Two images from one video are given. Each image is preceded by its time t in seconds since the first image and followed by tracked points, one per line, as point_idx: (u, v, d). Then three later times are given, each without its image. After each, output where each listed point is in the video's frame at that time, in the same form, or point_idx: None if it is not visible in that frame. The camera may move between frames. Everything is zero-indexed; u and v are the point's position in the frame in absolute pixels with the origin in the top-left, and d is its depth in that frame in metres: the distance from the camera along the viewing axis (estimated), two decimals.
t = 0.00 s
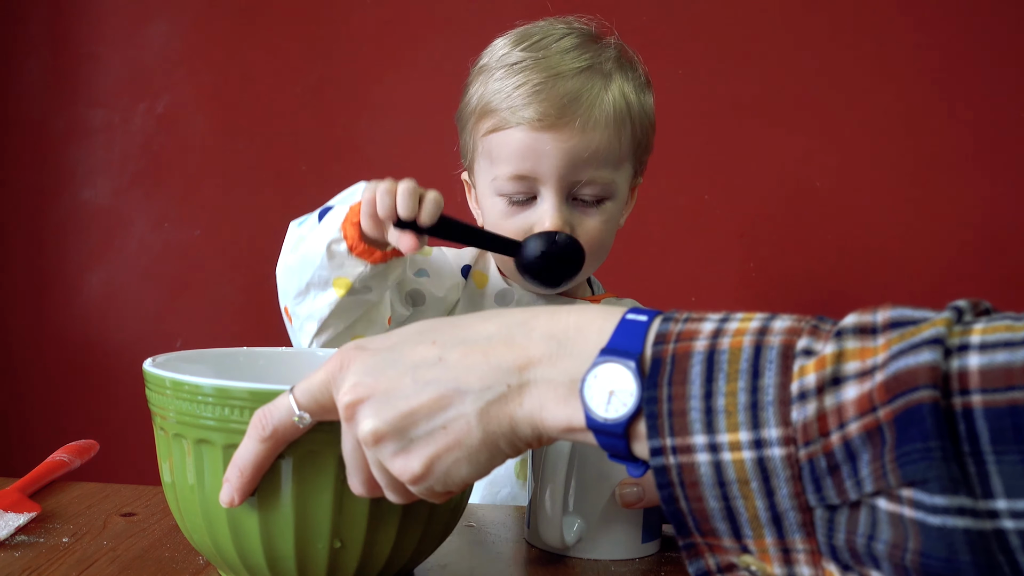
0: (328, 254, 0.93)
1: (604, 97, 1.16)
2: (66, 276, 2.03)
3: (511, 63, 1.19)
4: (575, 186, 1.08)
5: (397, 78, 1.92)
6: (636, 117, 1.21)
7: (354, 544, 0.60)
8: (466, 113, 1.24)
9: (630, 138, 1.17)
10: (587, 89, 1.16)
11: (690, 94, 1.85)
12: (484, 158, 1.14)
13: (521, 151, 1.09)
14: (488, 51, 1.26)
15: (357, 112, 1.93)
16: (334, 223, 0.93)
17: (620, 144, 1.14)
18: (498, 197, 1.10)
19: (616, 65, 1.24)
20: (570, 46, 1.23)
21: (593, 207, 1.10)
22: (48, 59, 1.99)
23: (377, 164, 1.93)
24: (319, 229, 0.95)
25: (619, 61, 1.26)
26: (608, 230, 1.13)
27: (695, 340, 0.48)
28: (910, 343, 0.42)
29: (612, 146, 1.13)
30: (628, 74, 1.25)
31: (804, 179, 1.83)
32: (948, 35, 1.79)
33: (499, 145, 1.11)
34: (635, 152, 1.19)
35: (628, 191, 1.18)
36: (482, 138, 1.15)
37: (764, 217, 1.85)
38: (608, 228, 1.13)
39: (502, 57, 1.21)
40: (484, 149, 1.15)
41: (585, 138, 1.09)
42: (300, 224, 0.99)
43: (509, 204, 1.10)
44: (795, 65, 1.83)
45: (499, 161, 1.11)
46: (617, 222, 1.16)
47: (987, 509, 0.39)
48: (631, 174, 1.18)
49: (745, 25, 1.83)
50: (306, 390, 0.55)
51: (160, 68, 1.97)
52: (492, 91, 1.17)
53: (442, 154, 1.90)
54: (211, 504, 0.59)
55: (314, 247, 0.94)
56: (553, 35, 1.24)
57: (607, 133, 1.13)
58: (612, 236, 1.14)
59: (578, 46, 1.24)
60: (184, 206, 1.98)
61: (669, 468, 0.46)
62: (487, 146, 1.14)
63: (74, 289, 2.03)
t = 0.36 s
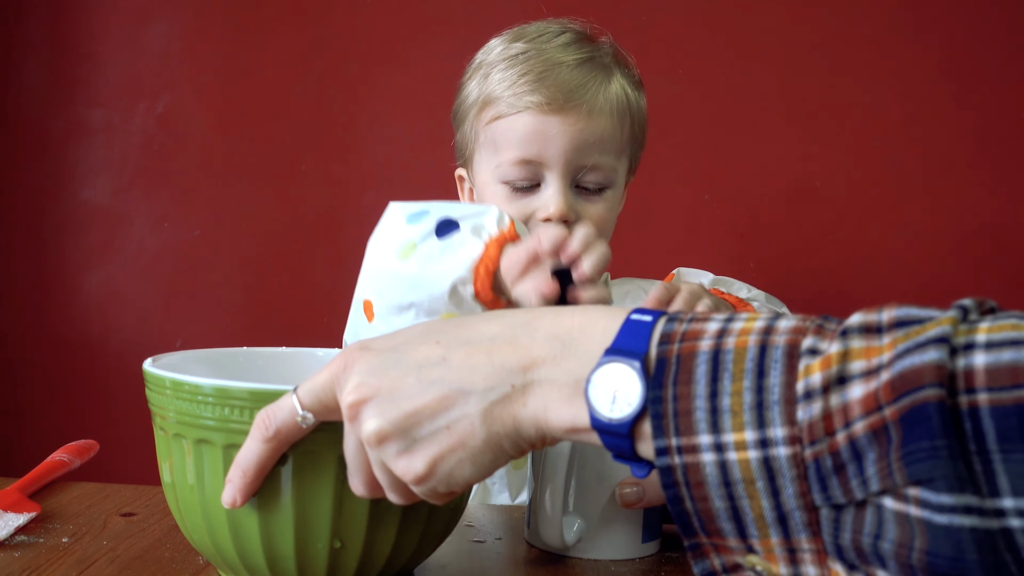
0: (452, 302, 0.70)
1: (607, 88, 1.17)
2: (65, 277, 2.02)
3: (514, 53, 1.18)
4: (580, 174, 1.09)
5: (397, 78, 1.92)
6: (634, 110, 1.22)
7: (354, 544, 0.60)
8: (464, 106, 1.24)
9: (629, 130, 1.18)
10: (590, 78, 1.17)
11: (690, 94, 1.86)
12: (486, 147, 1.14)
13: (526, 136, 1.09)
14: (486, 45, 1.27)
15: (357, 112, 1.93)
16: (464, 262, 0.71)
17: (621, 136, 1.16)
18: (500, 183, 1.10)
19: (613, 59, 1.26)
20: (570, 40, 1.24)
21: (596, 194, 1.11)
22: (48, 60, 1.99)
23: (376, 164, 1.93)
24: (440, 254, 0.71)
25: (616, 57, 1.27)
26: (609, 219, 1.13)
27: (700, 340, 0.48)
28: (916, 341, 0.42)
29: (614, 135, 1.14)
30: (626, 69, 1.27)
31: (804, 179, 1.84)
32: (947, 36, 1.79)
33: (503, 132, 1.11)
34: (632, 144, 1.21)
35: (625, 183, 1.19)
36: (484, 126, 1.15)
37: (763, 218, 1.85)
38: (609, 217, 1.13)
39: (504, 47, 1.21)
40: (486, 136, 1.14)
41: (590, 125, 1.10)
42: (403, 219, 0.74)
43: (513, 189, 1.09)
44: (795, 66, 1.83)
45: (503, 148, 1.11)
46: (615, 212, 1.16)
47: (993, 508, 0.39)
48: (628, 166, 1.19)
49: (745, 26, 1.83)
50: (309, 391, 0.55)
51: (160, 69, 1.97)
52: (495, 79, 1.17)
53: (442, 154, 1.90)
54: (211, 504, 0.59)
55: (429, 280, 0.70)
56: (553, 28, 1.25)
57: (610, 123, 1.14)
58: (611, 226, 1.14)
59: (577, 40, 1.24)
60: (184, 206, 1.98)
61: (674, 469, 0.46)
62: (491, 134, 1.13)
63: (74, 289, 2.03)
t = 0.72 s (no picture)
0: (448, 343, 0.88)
1: (617, 87, 1.17)
2: (65, 276, 2.03)
3: (522, 51, 1.18)
4: (590, 176, 1.09)
5: (397, 78, 1.92)
6: (642, 108, 1.22)
7: (353, 545, 0.60)
8: (470, 104, 1.23)
9: (638, 129, 1.19)
10: (600, 77, 1.17)
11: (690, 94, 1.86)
12: (494, 146, 1.14)
13: (536, 136, 1.09)
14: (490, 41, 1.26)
15: (357, 112, 1.93)
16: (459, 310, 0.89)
17: (631, 135, 1.16)
18: (509, 184, 1.11)
19: (621, 57, 1.25)
20: (578, 37, 1.23)
21: (605, 196, 1.12)
22: (48, 59, 1.99)
23: (376, 163, 1.93)
24: (436, 297, 0.90)
25: (624, 54, 1.27)
26: (618, 220, 1.14)
27: (698, 342, 0.48)
28: (914, 344, 0.42)
29: (626, 134, 1.14)
30: (634, 67, 1.27)
31: (803, 179, 1.84)
32: (947, 36, 1.80)
33: (512, 132, 1.11)
34: (641, 143, 1.21)
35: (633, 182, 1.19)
36: (491, 125, 1.15)
37: (763, 217, 1.85)
38: (618, 218, 1.14)
39: (511, 43, 1.20)
40: (495, 135, 1.14)
41: (602, 125, 1.10)
42: (409, 263, 0.93)
43: (523, 191, 1.10)
44: (794, 66, 1.83)
45: (512, 148, 1.11)
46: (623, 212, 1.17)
47: (990, 511, 0.39)
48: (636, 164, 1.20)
49: (745, 26, 1.83)
50: (309, 392, 0.55)
51: (160, 68, 1.97)
52: (502, 78, 1.16)
53: (443, 155, 1.90)
54: (210, 504, 0.59)
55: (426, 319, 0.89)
56: (560, 24, 1.24)
57: (621, 123, 1.14)
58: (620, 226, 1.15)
59: (585, 37, 1.24)
60: (184, 206, 1.98)
61: (672, 470, 0.46)
62: (499, 134, 1.13)
63: (74, 289, 2.03)
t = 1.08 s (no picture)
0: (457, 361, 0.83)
1: (621, 94, 1.17)
2: (65, 276, 2.03)
3: (526, 55, 1.18)
4: (593, 185, 1.09)
5: (396, 77, 1.92)
6: (647, 114, 1.22)
7: (353, 545, 0.60)
8: (472, 105, 1.23)
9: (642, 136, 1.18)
10: (605, 84, 1.16)
11: (690, 94, 1.85)
12: (496, 151, 1.14)
13: (540, 144, 1.09)
14: (493, 41, 1.25)
15: (357, 112, 1.93)
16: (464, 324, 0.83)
17: (635, 143, 1.15)
18: (511, 191, 1.11)
19: (626, 61, 1.25)
20: (583, 41, 1.23)
21: (607, 204, 1.11)
22: (48, 60, 1.99)
23: (376, 163, 1.93)
24: (439, 311, 0.84)
25: (629, 57, 1.27)
26: (619, 228, 1.14)
27: (694, 340, 0.48)
28: (909, 342, 0.42)
29: (630, 142, 1.13)
30: (638, 72, 1.26)
31: (803, 179, 1.84)
32: (946, 36, 1.80)
33: (516, 139, 1.11)
34: (644, 150, 1.21)
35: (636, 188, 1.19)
36: (494, 130, 1.15)
37: (763, 217, 1.85)
38: (620, 225, 1.14)
39: (516, 46, 1.20)
40: (498, 141, 1.14)
41: (606, 135, 1.10)
42: (406, 278, 0.87)
43: (525, 199, 1.10)
44: (794, 65, 1.83)
45: (515, 155, 1.11)
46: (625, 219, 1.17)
47: (985, 508, 0.39)
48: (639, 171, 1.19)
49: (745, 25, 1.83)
50: (307, 393, 0.55)
51: (160, 68, 1.97)
52: (506, 82, 1.16)
53: (443, 155, 1.90)
54: (211, 505, 0.59)
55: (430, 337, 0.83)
56: (565, 27, 1.24)
57: (626, 131, 1.13)
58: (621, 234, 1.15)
59: (590, 39, 1.24)
60: (184, 206, 1.98)
61: (668, 468, 0.46)
62: (502, 139, 1.13)
63: (74, 289, 2.03)
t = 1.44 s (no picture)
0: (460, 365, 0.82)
1: (620, 94, 1.17)
2: (65, 276, 2.03)
3: (524, 57, 1.18)
4: (594, 186, 1.09)
5: (396, 77, 1.92)
6: (647, 114, 1.22)
7: (353, 545, 0.60)
8: (472, 108, 1.23)
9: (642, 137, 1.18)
10: (604, 85, 1.16)
11: (690, 93, 1.85)
12: (497, 155, 1.14)
13: (540, 147, 1.09)
14: (492, 42, 1.26)
15: (357, 112, 1.93)
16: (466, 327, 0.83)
17: (635, 143, 1.15)
18: (511, 194, 1.11)
19: (625, 62, 1.25)
20: (582, 42, 1.23)
21: (608, 205, 1.11)
22: (48, 60, 1.99)
23: (376, 163, 1.93)
24: (442, 315, 0.84)
25: (628, 58, 1.27)
26: (620, 229, 1.14)
27: (692, 338, 0.48)
28: (906, 338, 0.42)
29: (630, 143, 1.13)
30: (637, 71, 1.26)
31: (803, 179, 1.84)
32: (946, 35, 1.80)
33: (516, 141, 1.11)
34: (644, 150, 1.21)
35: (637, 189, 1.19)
36: (494, 133, 1.15)
37: (763, 217, 1.85)
38: (621, 226, 1.13)
39: (514, 48, 1.20)
40: (498, 144, 1.14)
41: (606, 137, 1.10)
42: (406, 283, 0.86)
43: (525, 202, 1.10)
44: (794, 64, 1.83)
45: (515, 158, 1.11)
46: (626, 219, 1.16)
47: (982, 503, 0.39)
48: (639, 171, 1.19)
49: (745, 24, 1.83)
50: (306, 394, 0.55)
51: (160, 68, 1.97)
52: (505, 85, 1.17)
53: (442, 155, 1.90)
54: (212, 505, 0.60)
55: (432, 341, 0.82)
56: (564, 28, 1.24)
57: (626, 132, 1.13)
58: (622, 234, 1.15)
59: (589, 40, 1.24)
60: (184, 207, 1.99)
61: (666, 466, 0.46)
62: (502, 142, 1.13)
63: (74, 289, 2.03)
